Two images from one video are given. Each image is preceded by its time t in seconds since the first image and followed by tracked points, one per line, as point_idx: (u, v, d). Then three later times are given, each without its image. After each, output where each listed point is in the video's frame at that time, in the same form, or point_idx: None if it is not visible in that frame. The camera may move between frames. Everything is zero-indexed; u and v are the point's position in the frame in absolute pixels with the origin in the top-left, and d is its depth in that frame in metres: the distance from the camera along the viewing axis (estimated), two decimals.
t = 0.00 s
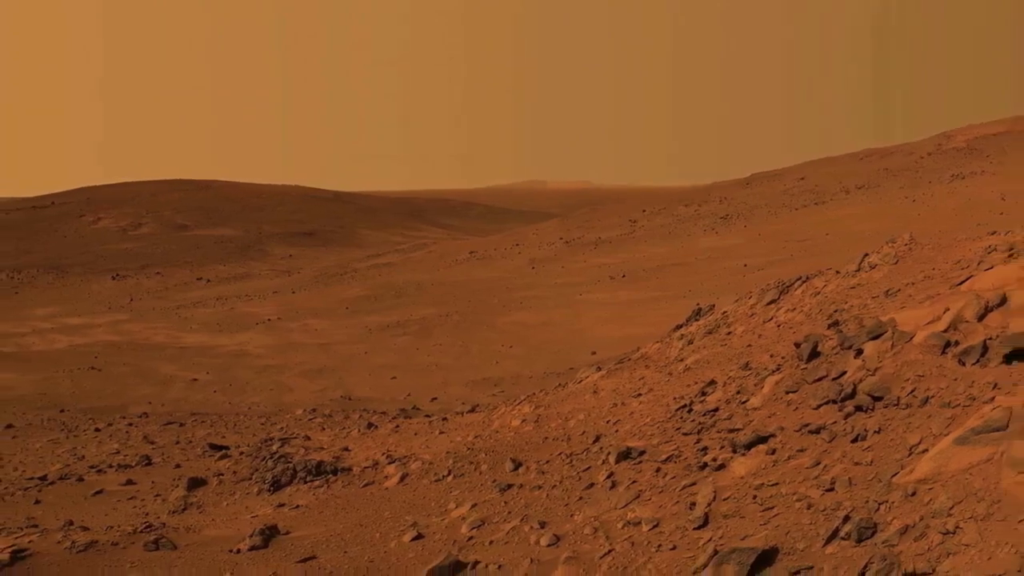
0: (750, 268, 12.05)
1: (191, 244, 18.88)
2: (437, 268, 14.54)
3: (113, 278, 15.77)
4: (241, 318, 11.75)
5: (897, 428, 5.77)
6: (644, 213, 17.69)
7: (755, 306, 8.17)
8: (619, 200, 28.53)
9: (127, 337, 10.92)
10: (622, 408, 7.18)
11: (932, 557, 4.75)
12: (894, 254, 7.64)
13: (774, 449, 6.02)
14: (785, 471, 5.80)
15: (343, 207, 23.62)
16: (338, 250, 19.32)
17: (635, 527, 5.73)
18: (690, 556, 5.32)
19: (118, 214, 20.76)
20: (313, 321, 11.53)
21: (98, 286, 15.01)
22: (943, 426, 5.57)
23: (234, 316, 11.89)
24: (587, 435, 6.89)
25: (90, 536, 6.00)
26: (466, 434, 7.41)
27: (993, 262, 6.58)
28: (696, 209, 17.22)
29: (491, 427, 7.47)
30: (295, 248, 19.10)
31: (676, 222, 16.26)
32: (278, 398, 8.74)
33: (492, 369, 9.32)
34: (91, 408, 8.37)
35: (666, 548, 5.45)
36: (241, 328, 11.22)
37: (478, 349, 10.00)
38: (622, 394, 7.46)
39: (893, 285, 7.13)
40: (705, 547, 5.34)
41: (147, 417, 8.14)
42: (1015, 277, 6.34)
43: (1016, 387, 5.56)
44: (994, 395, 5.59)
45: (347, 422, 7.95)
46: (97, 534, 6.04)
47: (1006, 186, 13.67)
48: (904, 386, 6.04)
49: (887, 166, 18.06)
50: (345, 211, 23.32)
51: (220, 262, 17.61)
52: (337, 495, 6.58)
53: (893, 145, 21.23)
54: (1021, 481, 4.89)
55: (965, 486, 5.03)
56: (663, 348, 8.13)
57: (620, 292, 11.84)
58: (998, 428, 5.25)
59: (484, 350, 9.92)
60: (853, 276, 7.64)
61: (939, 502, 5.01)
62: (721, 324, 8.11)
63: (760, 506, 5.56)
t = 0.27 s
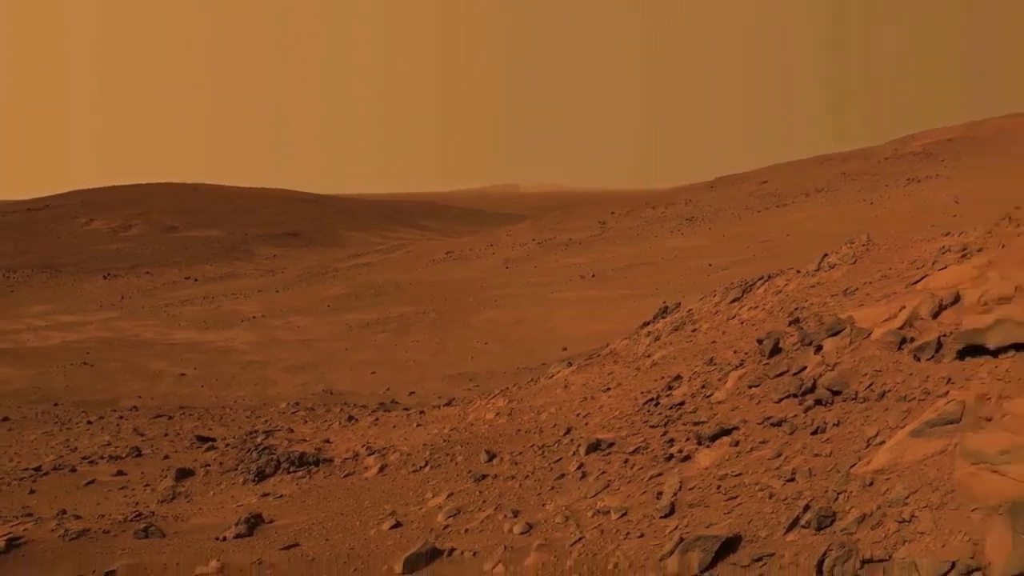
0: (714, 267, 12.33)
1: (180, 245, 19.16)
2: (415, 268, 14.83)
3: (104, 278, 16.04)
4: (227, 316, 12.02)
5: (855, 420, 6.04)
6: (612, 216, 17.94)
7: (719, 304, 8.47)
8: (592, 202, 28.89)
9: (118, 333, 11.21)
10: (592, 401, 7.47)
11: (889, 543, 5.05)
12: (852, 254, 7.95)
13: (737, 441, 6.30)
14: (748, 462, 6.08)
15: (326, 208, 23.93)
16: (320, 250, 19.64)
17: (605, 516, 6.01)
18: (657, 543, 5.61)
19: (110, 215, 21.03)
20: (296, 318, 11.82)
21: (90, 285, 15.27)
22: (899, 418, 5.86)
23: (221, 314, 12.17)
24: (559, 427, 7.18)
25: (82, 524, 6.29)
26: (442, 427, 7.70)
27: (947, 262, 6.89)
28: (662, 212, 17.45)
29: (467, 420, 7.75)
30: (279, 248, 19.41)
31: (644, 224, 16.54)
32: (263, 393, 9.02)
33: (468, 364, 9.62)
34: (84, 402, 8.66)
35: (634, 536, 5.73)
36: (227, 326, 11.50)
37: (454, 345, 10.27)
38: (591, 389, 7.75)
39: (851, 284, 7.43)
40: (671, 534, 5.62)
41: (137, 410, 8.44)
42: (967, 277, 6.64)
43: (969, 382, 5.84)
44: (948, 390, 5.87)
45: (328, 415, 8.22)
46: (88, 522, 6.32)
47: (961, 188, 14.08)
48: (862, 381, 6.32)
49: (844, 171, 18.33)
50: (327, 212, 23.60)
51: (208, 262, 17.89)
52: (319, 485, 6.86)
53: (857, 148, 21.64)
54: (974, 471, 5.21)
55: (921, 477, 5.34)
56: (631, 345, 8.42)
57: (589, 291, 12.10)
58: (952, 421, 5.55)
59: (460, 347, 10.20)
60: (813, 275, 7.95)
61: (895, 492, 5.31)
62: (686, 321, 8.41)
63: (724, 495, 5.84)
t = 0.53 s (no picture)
0: (665, 267, 12.78)
1: (164, 246, 19.59)
2: (383, 267, 15.26)
3: (92, 277, 16.48)
4: (207, 313, 12.44)
5: (798, 410, 6.48)
6: (569, 218, 18.35)
7: (669, 301, 8.94)
8: (554, 205, 29.46)
9: (106, 329, 11.67)
10: (550, 392, 7.92)
11: (830, 526, 5.48)
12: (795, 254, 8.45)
13: (686, 430, 6.73)
14: (697, 449, 6.51)
15: (303, 211, 24.40)
16: (295, 251, 20.12)
17: (562, 500, 6.43)
18: (612, 525, 6.04)
19: (98, 218, 21.49)
20: (273, 315, 12.24)
21: (80, 284, 15.68)
22: (839, 408, 6.30)
23: (202, 311, 12.59)
24: (519, 417, 7.61)
25: (71, 508, 6.72)
26: (409, 416, 8.13)
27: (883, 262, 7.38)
28: (615, 215, 17.84)
29: (433, 409, 8.20)
30: (256, 249, 19.88)
31: (598, 226, 16.99)
32: (241, 384, 9.45)
33: (435, 357, 10.07)
34: (74, 392, 9.10)
35: (589, 519, 6.15)
36: (207, 321, 11.92)
37: (421, 340, 10.71)
38: (549, 380, 8.20)
39: (794, 282, 7.90)
40: (625, 517, 6.05)
41: (123, 400, 8.87)
42: (902, 276, 7.15)
43: (904, 374, 6.30)
44: (885, 381, 6.31)
45: (303, 406, 8.66)
46: (77, 506, 6.76)
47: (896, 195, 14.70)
48: (803, 373, 6.77)
49: (785, 176, 18.80)
50: (302, 214, 24.05)
51: (189, 262, 18.33)
52: (293, 471, 7.30)
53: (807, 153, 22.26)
54: (909, 458, 5.65)
55: (859, 464, 5.77)
56: (587, 339, 8.87)
57: (548, 289, 12.53)
58: (888, 411, 6.01)
59: (427, 342, 10.63)
60: (758, 273, 8.43)
61: (835, 478, 5.74)
62: (639, 317, 8.87)
63: (675, 481, 6.26)
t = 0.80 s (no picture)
0: (606, 266, 13.56)
1: (145, 248, 20.19)
2: (346, 268, 15.89)
3: (78, 276, 17.08)
4: (184, 309, 13.07)
5: (728, 398, 7.06)
6: (518, 222, 19.06)
7: (609, 299, 9.70)
8: (509, 207, 30.30)
9: (89, 323, 12.30)
10: (499, 381, 8.60)
11: (756, 504, 5.81)
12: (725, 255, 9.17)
13: (624, 417, 7.31)
14: (635, 434, 7.07)
15: (276, 215, 25.09)
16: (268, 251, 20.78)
17: (510, 481, 6.95)
18: (556, 505, 6.48)
19: (85, 222, 22.09)
20: (245, 311, 12.85)
21: (66, 283, 16.24)
22: (765, 395, 6.86)
23: (178, 307, 13.22)
24: (471, 405, 8.23)
25: (59, 488, 7.33)
26: (369, 404, 8.77)
27: (806, 262, 8.07)
28: (561, 219, 18.54)
29: (392, 398, 8.86)
30: (232, 250, 20.56)
31: (545, 229, 17.71)
32: (215, 374, 10.08)
33: (392, 348, 10.72)
34: (61, 381, 9.74)
35: (536, 499, 6.63)
36: (184, 317, 12.54)
37: (381, 334, 11.33)
38: (498, 370, 8.89)
39: (725, 282, 8.59)
40: (567, 497, 6.52)
41: (106, 389, 9.49)
42: (823, 275, 7.87)
43: (825, 364, 6.85)
44: (807, 371, 6.87)
45: (272, 394, 9.30)
46: (65, 486, 7.37)
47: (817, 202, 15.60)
48: (732, 364, 7.38)
49: (718, 182, 19.62)
50: (274, 218, 24.73)
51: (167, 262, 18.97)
52: (263, 454, 7.92)
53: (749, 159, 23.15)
54: (830, 443, 6.00)
55: (784, 448, 6.18)
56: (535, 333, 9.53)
57: (498, 286, 13.17)
58: (810, 399, 6.52)
59: (385, 336, 11.26)
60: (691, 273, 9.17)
61: (761, 460, 6.17)
62: (582, 313, 9.60)
63: (614, 464, 6.79)
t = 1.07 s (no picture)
0: (539, 266, 14.65)
1: (123, 251, 20.97)
2: (305, 267, 16.73)
3: (61, 274, 17.83)
4: (156, 304, 13.87)
5: (648, 384, 7.84)
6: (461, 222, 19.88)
7: (542, 295, 10.59)
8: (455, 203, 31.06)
9: (71, 318, 13.09)
10: (442, 369, 9.42)
11: (676, 480, 6.70)
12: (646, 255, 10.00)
13: (555, 402, 8.07)
14: (565, 417, 7.83)
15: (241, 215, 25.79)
16: (235, 250, 21.62)
17: (453, 459, 7.71)
18: (494, 481, 7.24)
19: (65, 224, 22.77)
20: (215, 306, 13.66)
21: (50, 281, 16.98)
22: (683, 382, 7.65)
23: (152, 302, 14.03)
24: (418, 392, 9.02)
25: (45, 466, 8.13)
26: (324, 391, 9.60)
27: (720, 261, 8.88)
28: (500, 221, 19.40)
29: (345, 385, 9.70)
30: (201, 251, 21.38)
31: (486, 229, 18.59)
32: (186, 363, 10.99)
33: (345, 342, 11.66)
34: (46, 369, 10.58)
35: (475, 476, 7.36)
36: (156, 312, 13.34)
37: (335, 328, 12.17)
38: (442, 359, 9.73)
39: (647, 280, 9.40)
40: (504, 473, 7.28)
41: (87, 377, 10.29)
42: (736, 273, 8.69)
43: (736, 354, 7.66)
44: (721, 360, 7.67)
45: (236, 381, 10.13)
46: (50, 464, 8.17)
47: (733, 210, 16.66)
48: (653, 354, 8.16)
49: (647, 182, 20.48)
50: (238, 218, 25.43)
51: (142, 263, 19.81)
52: (229, 435, 8.73)
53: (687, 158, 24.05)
54: (741, 425, 6.88)
55: (699, 429, 7.02)
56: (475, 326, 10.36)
57: (444, 283, 14.04)
58: (723, 385, 7.31)
59: (339, 329, 12.12)
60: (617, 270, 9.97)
61: (679, 441, 6.99)
62: (517, 308, 10.44)
63: (546, 444, 7.53)
